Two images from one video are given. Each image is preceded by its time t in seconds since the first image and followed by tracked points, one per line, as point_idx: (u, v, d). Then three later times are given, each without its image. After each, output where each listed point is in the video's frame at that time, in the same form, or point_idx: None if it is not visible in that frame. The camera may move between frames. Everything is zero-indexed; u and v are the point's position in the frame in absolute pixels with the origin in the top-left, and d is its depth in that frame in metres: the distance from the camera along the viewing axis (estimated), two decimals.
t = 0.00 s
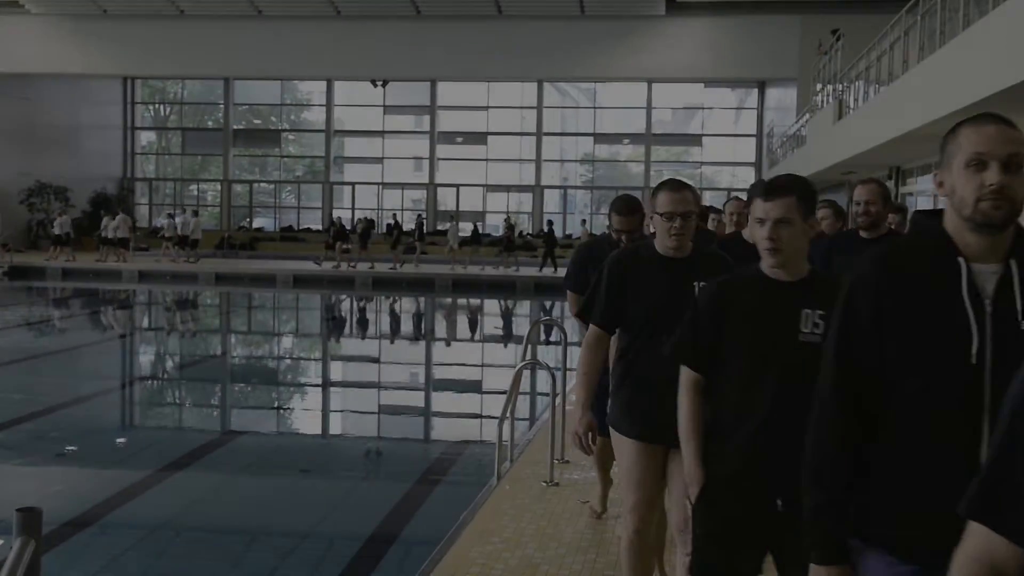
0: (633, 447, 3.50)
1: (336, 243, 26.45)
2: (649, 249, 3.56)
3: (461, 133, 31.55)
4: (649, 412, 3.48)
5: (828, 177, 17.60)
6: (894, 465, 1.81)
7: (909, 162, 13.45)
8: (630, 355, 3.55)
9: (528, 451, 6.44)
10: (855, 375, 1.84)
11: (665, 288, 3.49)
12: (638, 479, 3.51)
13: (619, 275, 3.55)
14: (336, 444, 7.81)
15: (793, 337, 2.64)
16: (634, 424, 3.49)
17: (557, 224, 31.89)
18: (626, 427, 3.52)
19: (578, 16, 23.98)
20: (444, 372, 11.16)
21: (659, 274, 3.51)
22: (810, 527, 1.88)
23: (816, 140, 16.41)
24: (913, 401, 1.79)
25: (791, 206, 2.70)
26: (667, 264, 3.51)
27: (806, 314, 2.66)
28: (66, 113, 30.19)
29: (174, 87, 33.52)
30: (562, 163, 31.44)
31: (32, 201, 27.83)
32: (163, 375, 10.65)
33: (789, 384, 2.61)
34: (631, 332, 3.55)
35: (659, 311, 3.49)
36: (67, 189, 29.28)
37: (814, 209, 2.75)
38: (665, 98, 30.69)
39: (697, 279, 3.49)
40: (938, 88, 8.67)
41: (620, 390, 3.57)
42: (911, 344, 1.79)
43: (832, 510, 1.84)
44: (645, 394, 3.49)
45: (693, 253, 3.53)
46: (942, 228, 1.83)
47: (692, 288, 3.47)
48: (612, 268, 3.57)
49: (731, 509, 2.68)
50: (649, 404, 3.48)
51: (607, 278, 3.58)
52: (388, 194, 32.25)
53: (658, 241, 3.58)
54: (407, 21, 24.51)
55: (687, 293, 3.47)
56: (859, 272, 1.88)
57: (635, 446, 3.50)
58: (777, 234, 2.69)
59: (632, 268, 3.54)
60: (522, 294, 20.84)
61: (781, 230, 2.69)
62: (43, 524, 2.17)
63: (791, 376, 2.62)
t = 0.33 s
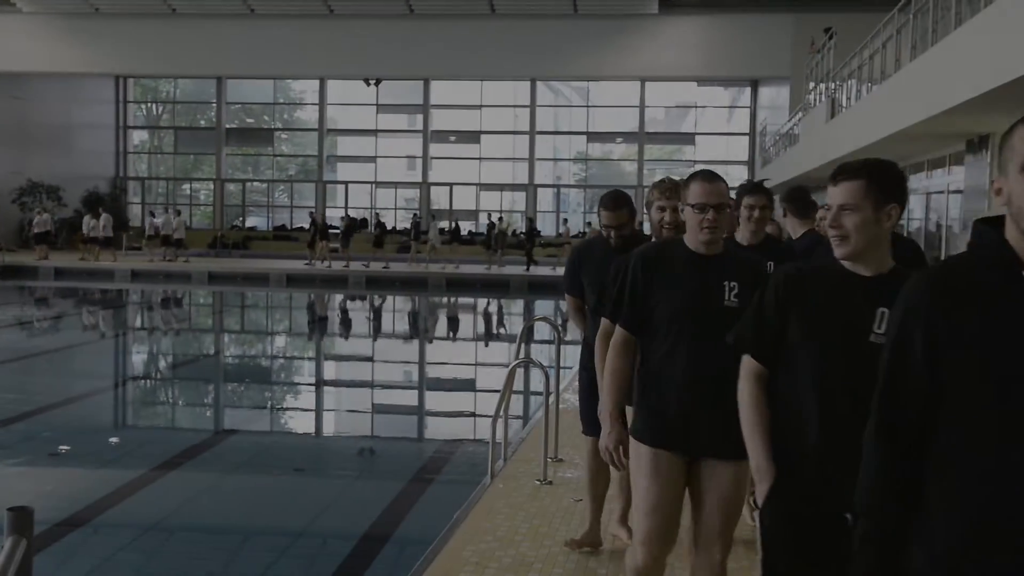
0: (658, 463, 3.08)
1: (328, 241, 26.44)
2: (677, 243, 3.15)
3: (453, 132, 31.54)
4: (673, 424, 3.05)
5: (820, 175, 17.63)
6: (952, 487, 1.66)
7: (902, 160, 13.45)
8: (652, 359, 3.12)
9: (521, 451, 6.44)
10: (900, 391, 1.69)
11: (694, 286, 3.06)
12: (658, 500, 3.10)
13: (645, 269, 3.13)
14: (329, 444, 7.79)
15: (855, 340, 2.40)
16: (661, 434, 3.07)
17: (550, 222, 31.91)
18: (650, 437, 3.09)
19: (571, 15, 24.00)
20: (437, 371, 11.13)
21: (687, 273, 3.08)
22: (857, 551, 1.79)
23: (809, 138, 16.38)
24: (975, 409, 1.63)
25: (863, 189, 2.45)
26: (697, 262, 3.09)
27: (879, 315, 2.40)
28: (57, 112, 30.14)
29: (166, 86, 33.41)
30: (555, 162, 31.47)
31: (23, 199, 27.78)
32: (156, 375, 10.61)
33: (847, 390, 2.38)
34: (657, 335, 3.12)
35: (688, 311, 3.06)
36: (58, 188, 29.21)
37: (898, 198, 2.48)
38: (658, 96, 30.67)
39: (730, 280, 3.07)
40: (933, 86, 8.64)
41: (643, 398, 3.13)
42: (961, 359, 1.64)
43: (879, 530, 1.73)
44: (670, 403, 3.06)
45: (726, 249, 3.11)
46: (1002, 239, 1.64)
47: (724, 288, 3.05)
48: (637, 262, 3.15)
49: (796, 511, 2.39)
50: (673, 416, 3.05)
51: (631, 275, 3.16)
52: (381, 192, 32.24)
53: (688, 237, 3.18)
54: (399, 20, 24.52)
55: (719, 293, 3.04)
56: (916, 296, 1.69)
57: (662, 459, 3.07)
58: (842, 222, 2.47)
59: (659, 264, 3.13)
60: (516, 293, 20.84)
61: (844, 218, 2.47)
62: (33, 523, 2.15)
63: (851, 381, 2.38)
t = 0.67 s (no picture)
0: (680, 491, 2.76)
1: (318, 238, 26.36)
2: (688, 250, 2.84)
3: (442, 129, 31.51)
4: (693, 447, 2.74)
5: (808, 173, 17.65)
6: None
7: (889, 157, 13.52)
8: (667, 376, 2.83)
9: (511, 448, 6.43)
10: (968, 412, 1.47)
11: (710, 297, 2.75)
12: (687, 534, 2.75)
13: (655, 279, 2.82)
14: (318, 441, 7.81)
15: (915, 363, 2.03)
16: (680, 457, 2.75)
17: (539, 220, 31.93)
18: (670, 460, 2.77)
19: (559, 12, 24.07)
20: (426, 368, 11.13)
21: (702, 282, 2.77)
22: None
23: (797, 136, 16.42)
24: None
25: (909, 192, 2.04)
26: (713, 271, 2.77)
27: (937, 335, 2.03)
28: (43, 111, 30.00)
29: (154, 84, 33.29)
30: (544, 159, 31.49)
31: (10, 198, 27.70)
32: (143, 373, 10.59)
33: (904, 416, 2.03)
34: (672, 351, 2.81)
35: (705, 325, 2.75)
36: (45, 186, 29.12)
37: (953, 202, 2.06)
38: (647, 94, 30.68)
39: (750, 287, 2.76)
40: (920, 84, 8.65)
41: (657, 418, 2.86)
42: None
43: (942, 565, 1.52)
44: (690, 423, 2.76)
45: (744, 255, 2.82)
46: None
47: (743, 297, 2.75)
48: (646, 272, 2.85)
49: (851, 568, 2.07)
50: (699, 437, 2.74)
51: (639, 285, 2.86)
52: (370, 190, 32.19)
53: (697, 243, 2.86)
54: (387, 18, 24.56)
55: (739, 304, 2.74)
56: (975, 277, 1.51)
57: (684, 485, 2.76)
58: (883, 228, 2.07)
59: (669, 273, 2.81)
60: (506, 290, 20.81)
61: (885, 223, 2.07)
62: (19, 523, 2.14)
63: (907, 409, 2.03)
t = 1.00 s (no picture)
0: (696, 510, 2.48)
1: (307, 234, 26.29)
2: (694, 246, 2.60)
3: (431, 126, 31.48)
4: (707, 458, 2.48)
5: (797, 169, 17.69)
6: None
7: (878, 153, 13.56)
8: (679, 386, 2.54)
9: (501, 444, 6.44)
10: None
11: (723, 295, 2.50)
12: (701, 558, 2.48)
13: (662, 277, 2.56)
14: (308, 438, 7.80)
15: (972, 364, 1.81)
16: (692, 469, 2.49)
17: (529, 217, 31.93)
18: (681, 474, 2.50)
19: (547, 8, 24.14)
20: (416, 365, 11.13)
21: (710, 278, 2.52)
22: None
23: (786, 131, 16.46)
24: None
25: (1003, 187, 1.77)
26: (725, 265, 2.53)
27: (1000, 328, 1.81)
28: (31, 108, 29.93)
29: (142, 81, 33.19)
30: (534, 156, 31.50)
31: None
32: (133, 371, 10.58)
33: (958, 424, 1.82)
34: (684, 353, 2.54)
35: (722, 324, 2.49)
36: (33, 183, 29.06)
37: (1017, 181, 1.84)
38: (636, 91, 30.69)
39: (766, 281, 2.54)
40: (909, 80, 8.65)
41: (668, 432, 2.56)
42: None
43: None
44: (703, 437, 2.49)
45: (755, 248, 2.60)
46: None
47: (759, 292, 2.52)
48: (650, 271, 2.58)
49: None
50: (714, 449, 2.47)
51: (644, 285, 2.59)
52: (359, 186, 32.12)
53: (703, 236, 2.63)
54: (375, 14, 24.62)
55: (755, 299, 2.51)
56: None
57: (700, 503, 2.48)
58: (978, 229, 1.78)
59: (680, 267, 2.55)
60: (495, 287, 20.81)
61: (984, 221, 1.78)
62: None
63: (956, 413, 1.82)
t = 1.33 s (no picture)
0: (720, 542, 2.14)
1: (294, 233, 26.20)
2: (715, 242, 2.27)
3: (421, 124, 31.42)
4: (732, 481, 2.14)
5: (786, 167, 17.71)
6: None
7: (866, 151, 13.61)
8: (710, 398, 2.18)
9: (489, 443, 6.42)
10: None
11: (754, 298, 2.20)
12: None
13: (691, 271, 2.21)
14: (297, 437, 7.78)
15: None
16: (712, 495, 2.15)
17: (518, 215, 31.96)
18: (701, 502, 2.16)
19: (536, 7, 24.22)
20: (405, 364, 11.10)
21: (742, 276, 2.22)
22: None
23: (774, 130, 16.49)
24: None
25: None
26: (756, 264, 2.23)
27: None
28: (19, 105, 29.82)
29: (130, 79, 33.03)
30: (523, 154, 31.52)
31: None
32: (121, 369, 10.55)
33: None
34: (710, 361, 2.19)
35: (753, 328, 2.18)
36: (21, 180, 28.95)
37: None
38: (625, 89, 30.72)
39: (797, 287, 2.27)
40: (896, 80, 8.70)
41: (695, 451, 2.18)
42: None
43: None
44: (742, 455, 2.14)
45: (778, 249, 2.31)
46: None
47: (790, 294, 2.24)
48: (674, 264, 2.23)
49: None
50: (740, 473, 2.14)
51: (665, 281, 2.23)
52: (348, 185, 32.10)
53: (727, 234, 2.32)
54: (364, 12, 24.70)
55: (788, 302, 2.22)
56: None
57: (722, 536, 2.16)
58: None
59: (706, 261, 2.22)
60: (485, 286, 20.75)
61: None
62: None
63: None
